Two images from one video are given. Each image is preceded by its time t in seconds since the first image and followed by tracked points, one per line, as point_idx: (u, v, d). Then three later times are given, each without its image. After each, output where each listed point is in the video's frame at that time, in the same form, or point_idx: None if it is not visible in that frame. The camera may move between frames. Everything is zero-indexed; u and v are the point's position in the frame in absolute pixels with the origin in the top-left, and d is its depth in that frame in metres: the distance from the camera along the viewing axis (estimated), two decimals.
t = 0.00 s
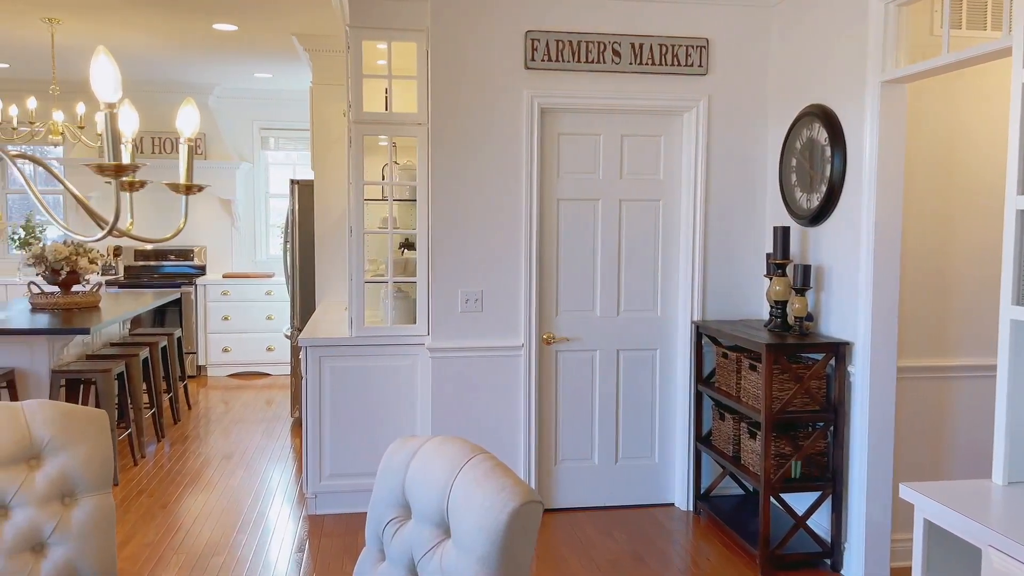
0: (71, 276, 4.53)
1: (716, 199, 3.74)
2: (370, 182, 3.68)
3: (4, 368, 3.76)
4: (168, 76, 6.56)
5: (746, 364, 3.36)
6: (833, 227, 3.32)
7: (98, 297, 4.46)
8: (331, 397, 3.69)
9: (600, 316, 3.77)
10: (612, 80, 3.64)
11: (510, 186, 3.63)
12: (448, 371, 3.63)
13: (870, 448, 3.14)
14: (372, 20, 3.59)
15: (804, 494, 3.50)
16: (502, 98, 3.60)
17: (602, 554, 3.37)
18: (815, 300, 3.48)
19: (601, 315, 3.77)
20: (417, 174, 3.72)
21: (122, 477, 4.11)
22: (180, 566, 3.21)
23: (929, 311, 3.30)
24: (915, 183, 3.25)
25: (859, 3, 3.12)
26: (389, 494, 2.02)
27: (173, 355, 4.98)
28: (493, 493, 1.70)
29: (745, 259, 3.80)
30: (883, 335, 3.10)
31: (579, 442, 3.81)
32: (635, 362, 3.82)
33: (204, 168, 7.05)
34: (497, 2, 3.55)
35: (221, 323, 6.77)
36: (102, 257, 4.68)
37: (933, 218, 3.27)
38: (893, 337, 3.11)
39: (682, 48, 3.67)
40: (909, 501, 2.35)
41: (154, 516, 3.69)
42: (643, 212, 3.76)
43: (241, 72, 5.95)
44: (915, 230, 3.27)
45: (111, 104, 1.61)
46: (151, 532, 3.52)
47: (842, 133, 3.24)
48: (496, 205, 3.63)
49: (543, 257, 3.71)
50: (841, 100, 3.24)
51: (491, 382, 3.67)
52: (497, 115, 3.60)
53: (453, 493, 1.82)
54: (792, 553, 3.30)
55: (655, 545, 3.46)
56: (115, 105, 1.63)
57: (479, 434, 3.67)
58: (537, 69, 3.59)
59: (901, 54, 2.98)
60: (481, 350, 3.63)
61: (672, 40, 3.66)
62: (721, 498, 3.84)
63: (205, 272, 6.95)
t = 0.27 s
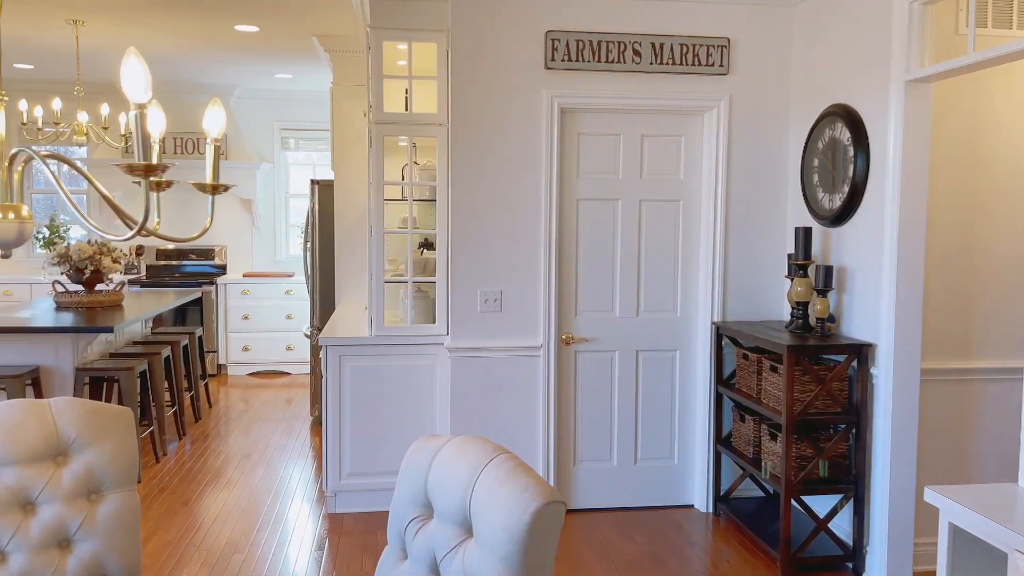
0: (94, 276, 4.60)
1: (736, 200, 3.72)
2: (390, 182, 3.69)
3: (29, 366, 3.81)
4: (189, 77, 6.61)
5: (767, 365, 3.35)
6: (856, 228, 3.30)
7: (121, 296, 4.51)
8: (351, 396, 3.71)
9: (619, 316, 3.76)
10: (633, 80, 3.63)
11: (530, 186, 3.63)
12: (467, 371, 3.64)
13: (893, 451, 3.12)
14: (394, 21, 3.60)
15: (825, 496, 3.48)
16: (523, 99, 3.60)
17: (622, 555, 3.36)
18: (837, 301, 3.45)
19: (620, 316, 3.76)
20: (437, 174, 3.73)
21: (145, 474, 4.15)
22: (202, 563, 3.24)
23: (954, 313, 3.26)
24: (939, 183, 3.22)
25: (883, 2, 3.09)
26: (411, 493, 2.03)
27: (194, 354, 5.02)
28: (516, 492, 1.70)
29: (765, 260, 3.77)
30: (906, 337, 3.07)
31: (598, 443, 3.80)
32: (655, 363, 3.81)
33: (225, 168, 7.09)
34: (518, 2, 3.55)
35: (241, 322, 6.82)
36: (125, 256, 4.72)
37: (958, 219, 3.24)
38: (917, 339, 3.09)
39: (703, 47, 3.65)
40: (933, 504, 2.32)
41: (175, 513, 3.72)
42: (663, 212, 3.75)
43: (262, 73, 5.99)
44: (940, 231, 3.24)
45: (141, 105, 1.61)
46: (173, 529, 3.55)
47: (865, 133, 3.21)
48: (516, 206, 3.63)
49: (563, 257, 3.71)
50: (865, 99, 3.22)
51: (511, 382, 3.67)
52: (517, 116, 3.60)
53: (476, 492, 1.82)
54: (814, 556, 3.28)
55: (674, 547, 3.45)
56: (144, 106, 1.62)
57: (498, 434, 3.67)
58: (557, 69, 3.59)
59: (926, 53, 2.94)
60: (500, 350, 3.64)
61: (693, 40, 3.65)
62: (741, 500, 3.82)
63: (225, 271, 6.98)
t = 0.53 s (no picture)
0: (117, 275, 4.68)
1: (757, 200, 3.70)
2: (410, 182, 3.70)
3: (53, 364, 3.86)
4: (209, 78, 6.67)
5: (788, 367, 3.32)
6: (879, 228, 3.27)
7: (143, 295, 4.55)
8: (370, 395, 3.72)
9: (638, 317, 3.75)
10: (653, 80, 3.62)
11: (549, 186, 3.63)
12: (486, 371, 3.65)
13: (916, 454, 3.09)
14: (414, 21, 3.61)
15: (846, 499, 3.45)
16: (542, 99, 3.60)
17: (641, 556, 3.35)
18: (859, 303, 3.43)
19: (640, 316, 3.75)
20: (457, 174, 3.74)
21: (166, 472, 4.19)
22: (223, 560, 3.26)
23: (978, 314, 3.23)
24: (964, 184, 3.19)
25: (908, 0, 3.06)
26: (433, 492, 2.03)
27: (215, 353, 5.06)
28: (539, 492, 1.70)
29: (786, 260, 3.75)
30: (930, 338, 3.04)
31: (617, 444, 3.79)
32: (674, 363, 3.80)
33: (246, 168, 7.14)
34: (538, 2, 3.55)
35: (261, 322, 6.87)
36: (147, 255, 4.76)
37: (983, 220, 3.20)
38: (941, 341, 3.05)
39: (724, 47, 3.64)
40: (959, 508, 2.29)
41: (196, 510, 3.75)
42: (683, 213, 3.74)
43: (282, 74, 6.02)
44: (964, 232, 3.20)
45: (170, 105, 1.62)
46: (194, 526, 3.58)
47: (888, 132, 3.18)
48: (536, 206, 3.63)
49: (582, 258, 3.70)
50: (889, 99, 3.19)
51: (530, 382, 3.67)
52: (537, 116, 3.60)
53: (499, 491, 1.82)
54: (835, 559, 3.25)
55: (694, 549, 3.43)
56: (172, 106, 1.63)
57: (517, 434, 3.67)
58: (577, 69, 3.58)
59: (951, 52, 2.91)
60: (519, 350, 3.64)
61: (713, 39, 3.63)
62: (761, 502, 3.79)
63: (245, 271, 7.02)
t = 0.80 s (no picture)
0: (141, 274, 4.72)
1: (778, 201, 3.68)
2: (430, 182, 3.71)
3: (77, 362, 3.91)
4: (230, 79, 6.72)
5: (810, 368, 3.30)
6: (902, 229, 3.24)
7: (166, 294, 4.60)
8: (390, 394, 3.73)
9: (658, 317, 3.74)
10: (674, 80, 3.61)
11: (569, 186, 3.63)
12: (505, 371, 3.65)
13: (940, 457, 3.05)
14: (435, 22, 3.63)
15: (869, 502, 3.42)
16: (563, 99, 3.60)
17: (660, 558, 3.35)
18: (882, 304, 3.40)
19: (659, 317, 3.74)
20: (477, 174, 3.74)
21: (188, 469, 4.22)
22: (244, 557, 3.29)
23: (1004, 316, 3.19)
24: (989, 184, 3.15)
25: None
26: (454, 492, 2.03)
27: (235, 352, 5.10)
28: (562, 492, 1.70)
29: (808, 261, 3.73)
30: (954, 341, 3.01)
31: (636, 445, 3.78)
32: (694, 364, 3.78)
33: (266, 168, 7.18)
34: (558, 2, 3.55)
35: (281, 321, 6.91)
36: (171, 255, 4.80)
37: (1009, 220, 3.16)
38: (965, 343, 3.02)
39: (745, 47, 3.62)
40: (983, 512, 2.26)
41: (217, 507, 3.78)
42: (704, 213, 3.72)
43: (303, 74, 6.06)
44: (989, 233, 3.16)
45: (199, 107, 1.62)
46: (215, 523, 3.61)
47: (912, 132, 3.15)
48: (555, 206, 3.63)
49: (602, 258, 3.69)
50: (913, 98, 3.16)
51: (549, 383, 3.67)
52: (557, 116, 3.60)
53: (521, 491, 1.82)
54: (857, 563, 3.23)
55: (714, 551, 3.42)
56: (201, 107, 1.63)
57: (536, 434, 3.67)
58: (597, 69, 3.58)
59: (977, 51, 2.88)
60: (538, 350, 3.64)
61: (735, 39, 3.62)
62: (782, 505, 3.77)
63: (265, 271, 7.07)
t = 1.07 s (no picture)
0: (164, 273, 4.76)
1: (800, 202, 3.66)
2: (450, 183, 3.72)
3: (102, 360, 3.96)
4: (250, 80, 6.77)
5: (832, 370, 3.28)
6: (926, 231, 3.21)
7: (188, 294, 4.64)
8: (409, 394, 3.75)
9: (679, 318, 3.73)
10: (695, 80, 3.60)
11: (589, 187, 3.62)
12: (525, 371, 3.65)
13: (964, 461, 3.02)
14: (455, 23, 3.64)
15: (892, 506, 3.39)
16: (583, 99, 3.59)
17: (680, 560, 3.34)
18: (906, 306, 3.37)
19: (680, 318, 3.72)
20: (496, 175, 3.74)
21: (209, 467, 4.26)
22: (265, 555, 3.31)
23: None
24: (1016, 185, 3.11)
25: None
26: (476, 492, 2.03)
27: (256, 351, 5.14)
28: (585, 494, 1.70)
29: (830, 262, 3.70)
30: (979, 343, 2.98)
31: (656, 447, 3.77)
32: (714, 366, 3.77)
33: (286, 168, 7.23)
34: (579, 3, 3.55)
35: (301, 320, 6.96)
36: (192, 254, 4.85)
37: None
38: (990, 346, 2.99)
39: (767, 47, 3.60)
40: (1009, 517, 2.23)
41: (239, 506, 3.81)
42: (724, 214, 3.71)
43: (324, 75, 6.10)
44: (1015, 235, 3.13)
45: (227, 108, 1.64)
46: (237, 521, 3.64)
47: (937, 132, 3.12)
48: (575, 207, 3.63)
49: (622, 259, 3.69)
50: (937, 98, 3.12)
51: (569, 384, 3.67)
52: (578, 116, 3.60)
53: (543, 492, 1.81)
54: (879, 567, 3.20)
55: (734, 553, 3.40)
56: (230, 109, 1.64)
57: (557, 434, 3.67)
58: (618, 70, 3.57)
59: (1003, 51, 2.84)
60: (558, 351, 3.64)
61: (757, 39, 3.59)
62: (803, 508, 3.74)
63: (286, 271, 7.12)
